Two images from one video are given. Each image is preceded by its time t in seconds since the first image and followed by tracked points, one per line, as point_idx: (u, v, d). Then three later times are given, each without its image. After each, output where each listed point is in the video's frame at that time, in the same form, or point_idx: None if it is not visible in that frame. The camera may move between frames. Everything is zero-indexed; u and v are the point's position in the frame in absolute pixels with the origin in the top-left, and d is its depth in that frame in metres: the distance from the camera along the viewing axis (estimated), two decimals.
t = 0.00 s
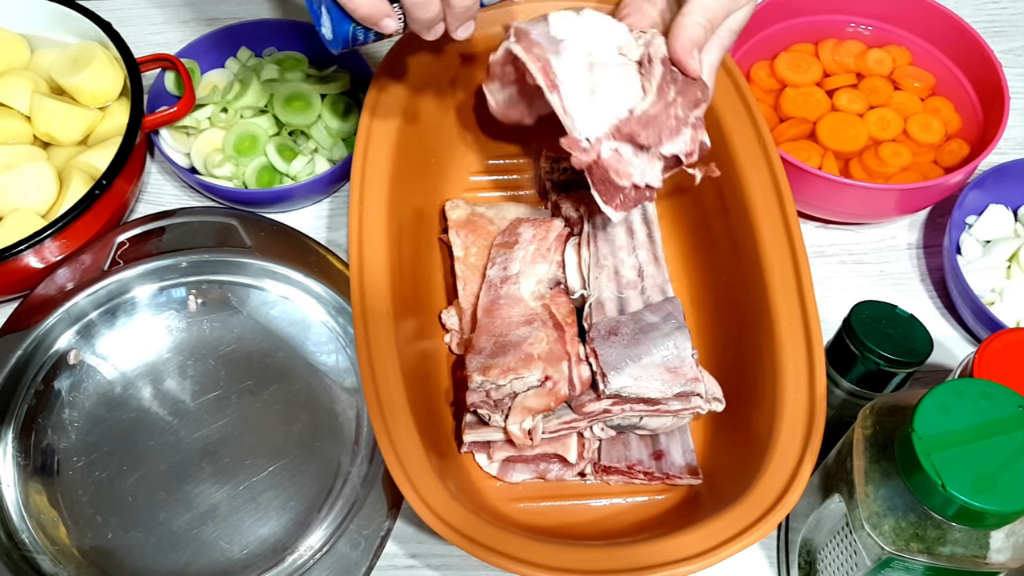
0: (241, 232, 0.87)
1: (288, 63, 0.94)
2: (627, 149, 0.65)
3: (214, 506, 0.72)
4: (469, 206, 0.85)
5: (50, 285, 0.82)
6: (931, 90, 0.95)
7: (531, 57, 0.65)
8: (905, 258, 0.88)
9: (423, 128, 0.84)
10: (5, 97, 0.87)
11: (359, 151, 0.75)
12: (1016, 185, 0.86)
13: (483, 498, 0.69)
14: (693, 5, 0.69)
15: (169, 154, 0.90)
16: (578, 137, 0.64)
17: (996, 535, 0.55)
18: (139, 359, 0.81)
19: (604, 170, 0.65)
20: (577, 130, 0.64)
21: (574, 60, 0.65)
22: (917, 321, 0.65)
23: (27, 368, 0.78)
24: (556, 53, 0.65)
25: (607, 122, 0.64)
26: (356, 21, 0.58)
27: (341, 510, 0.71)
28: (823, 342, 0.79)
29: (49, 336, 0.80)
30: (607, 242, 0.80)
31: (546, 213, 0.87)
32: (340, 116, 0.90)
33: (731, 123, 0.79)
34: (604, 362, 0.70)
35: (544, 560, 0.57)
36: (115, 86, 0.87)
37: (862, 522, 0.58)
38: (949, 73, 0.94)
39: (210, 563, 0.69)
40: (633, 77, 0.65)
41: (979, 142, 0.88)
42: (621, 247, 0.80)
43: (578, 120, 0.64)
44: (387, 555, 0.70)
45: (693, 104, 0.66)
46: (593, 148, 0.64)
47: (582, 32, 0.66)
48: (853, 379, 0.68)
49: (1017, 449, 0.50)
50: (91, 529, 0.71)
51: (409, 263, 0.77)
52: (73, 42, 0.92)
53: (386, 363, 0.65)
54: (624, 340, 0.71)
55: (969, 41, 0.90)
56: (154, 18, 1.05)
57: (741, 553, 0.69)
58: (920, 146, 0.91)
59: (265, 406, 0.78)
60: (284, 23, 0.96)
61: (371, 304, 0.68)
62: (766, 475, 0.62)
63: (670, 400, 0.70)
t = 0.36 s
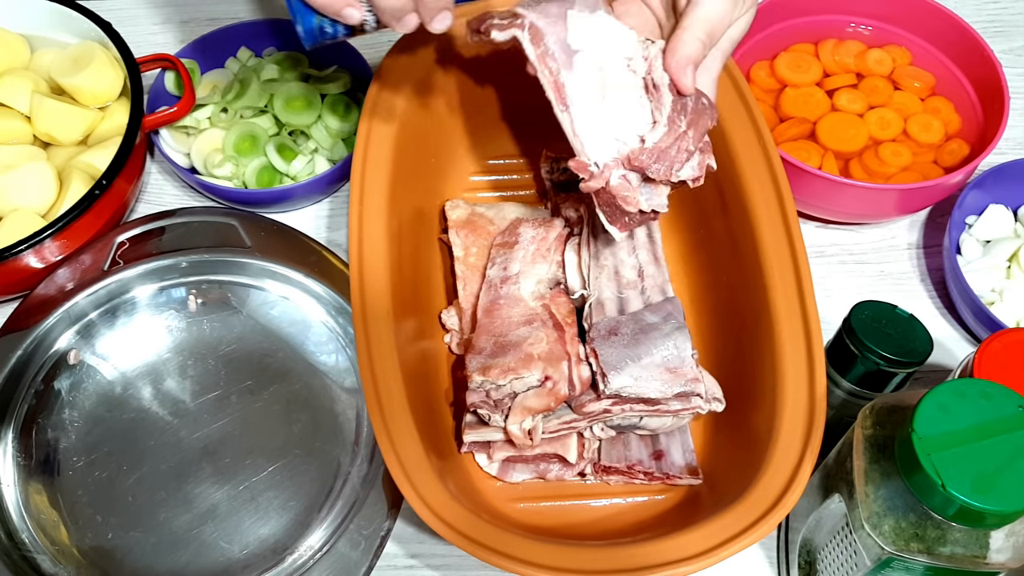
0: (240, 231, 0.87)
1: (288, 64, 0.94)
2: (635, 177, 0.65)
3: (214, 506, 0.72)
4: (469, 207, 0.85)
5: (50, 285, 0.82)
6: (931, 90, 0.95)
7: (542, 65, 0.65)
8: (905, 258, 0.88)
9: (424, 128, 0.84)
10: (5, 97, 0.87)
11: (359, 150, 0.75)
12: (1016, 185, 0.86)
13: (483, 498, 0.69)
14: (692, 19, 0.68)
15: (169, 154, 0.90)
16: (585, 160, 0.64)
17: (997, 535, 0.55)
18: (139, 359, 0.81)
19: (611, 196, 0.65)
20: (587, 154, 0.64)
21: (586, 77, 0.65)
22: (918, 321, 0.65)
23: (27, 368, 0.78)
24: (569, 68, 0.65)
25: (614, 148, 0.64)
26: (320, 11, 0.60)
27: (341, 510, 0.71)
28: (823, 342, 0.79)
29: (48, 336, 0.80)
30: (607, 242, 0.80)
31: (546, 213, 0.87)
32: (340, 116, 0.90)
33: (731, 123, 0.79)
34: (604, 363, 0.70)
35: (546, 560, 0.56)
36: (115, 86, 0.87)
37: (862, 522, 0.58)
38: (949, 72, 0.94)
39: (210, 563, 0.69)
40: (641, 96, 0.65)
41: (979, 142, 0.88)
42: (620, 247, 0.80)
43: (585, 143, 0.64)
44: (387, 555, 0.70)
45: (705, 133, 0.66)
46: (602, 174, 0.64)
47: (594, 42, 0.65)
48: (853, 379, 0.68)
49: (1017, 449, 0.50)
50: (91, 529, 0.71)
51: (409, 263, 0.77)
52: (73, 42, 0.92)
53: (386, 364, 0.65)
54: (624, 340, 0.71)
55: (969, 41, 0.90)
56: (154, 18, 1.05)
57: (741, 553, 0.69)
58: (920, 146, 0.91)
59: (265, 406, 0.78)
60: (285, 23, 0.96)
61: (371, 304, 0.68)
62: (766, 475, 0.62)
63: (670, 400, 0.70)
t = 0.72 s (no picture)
0: (240, 231, 0.87)
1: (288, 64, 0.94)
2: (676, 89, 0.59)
3: (214, 506, 0.72)
4: (469, 206, 0.85)
5: (50, 285, 0.82)
6: (931, 91, 0.95)
7: None
8: (905, 258, 0.88)
9: (424, 129, 0.84)
10: (5, 97, 0.87)
11: (358, 151, 0.75)
12: (1016, 186, 0.86)
13: (483, 498, 0.69)
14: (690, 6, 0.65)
15: (169, 154, 0.90)
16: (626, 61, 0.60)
17: (997, 536, 0.55)
18: (139, 359, 0.81)
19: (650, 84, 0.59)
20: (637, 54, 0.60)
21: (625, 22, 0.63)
22: (917, 321, 0.65)
23: (27, 368, 0.78)
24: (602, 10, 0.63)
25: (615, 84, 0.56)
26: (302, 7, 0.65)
27: (341, 510, 0.71)
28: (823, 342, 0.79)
29: (48, 336, 0.80)
30: (607, 242, 0.80)
31: (546, 213, 0.87)
32: (339, 116, 0.90)
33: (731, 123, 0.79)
34: (604, 362, 0.70)
35: (547, 561, 0.56)
36: (115, 86, 0.87)
37: (861, 522, 0.58)
38: (949, 73, 0.94)
39: (209, 563, 0.69)
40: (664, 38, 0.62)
41: (979, 142, 0.88)
42: (621, 247, 0.80)
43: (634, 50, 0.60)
44: (387, 555, 0.70)
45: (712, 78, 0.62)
46: None
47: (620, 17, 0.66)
48: (853, 379, 0.68)
49: (1017, 449, 0.50)
50: (90, 530, 0.71)
51: (409, 263, 0.77)
52: (73, 43, 0.92)
53: (386, 363, 0.65)
54: (625, 339, 0.71)
55: (970, 41, 0.90)
56: (154, 18, 1.05)
57: (741, 553, 0.69)
58: (920, 146, 0.91)
59: (265, 405, 0.78)
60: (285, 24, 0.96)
61: (371, 304, 0.68)
62: (766, 475, 0.62)
63: (670, 400, 0.70)
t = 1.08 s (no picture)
0: (241, 232, 0.87)
1: (288, 64, 0.94)
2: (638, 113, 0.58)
3: (214, 506, 0.72)
4: (469, 206, 0.85)
5: (50, 285, 0.82)
6: (931, 91, 0.95)
7: None
8: (905, 258, 0.88)
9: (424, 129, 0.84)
10: (5, 97, 0.87)
11: (359, 152, 0.75)
12: (1016, 186, 0.86)
13: (483, 498, 0.69)
14: None
15: (170, 154, 0.90)
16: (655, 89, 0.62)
17: (997, 536, 0.55)
18: (139, 359, 0.81)
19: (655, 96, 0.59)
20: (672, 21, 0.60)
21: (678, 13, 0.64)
22: (917, 321, 0.65)
23: (27, 368, 0.78)
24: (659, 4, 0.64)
25: (672, 108, 0.52)
26: None
27: (341, 510, 0.71)
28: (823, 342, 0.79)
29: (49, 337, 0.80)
30: (607, 242, 0.80)
31: (546, 213, 0.87)
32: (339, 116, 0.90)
33: (732, 123, 0.79)
34: (604, 363, 0.70)
35: (546, 561, 0.56)
36: (115, 86, 0.87)
37: (861, 523, 0.58)
38: (949, 73, 0.94)
39: (209, 564, 0.69)
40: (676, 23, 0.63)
41: (979, 142, 0.88)
42: (621, 247, 0.80)
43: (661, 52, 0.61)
44: (387, 555, 0.70)
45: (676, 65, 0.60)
46: None
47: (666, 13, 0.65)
48: (853, 379, 0.68)
49: (1017, 449, 0.50)
50: (90, 530, 0.71)
51: (409, 262, 0.77)
52: (73, 43, 0.92)
53: (386, 364, 0.65)
54: (624, 339, 0.71)
55: (969, 41, 0.90)
56: (154, 18, 1.05)
57: (741, 553, 0.69)
58: (920, 146, 0.91)
59: (265, 405, 0.78)
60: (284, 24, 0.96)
61: (371, 305, 0.68)
62: (766, 475, 0.62)
63: (670, 401, 0.70)
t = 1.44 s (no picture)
0: (241, 232, 0.87)
1: (288, 64, 0.94)
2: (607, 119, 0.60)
3: (214, 506, 0.72)
4: (469, 207, 0.85)
5: (50, 285, 0.82)
6: (930, 90, 0.95)
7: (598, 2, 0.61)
8: (905, 258, 0.88)
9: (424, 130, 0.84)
10: (5, 97, 0.87)
11: (358, 152, 0.75)
12: (1016, 186, 0.86)
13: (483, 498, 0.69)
14: None
15: (169, 154, 0.89)
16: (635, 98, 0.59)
17: (997, 535, 0.55)
18: (138, 359, 0.81)
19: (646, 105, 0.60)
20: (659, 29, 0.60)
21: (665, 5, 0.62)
22: (918, 321, 0.65)
23: (27, 368, 0.78)
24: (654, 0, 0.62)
25: (667, 128, 0.56)
26: None
27: (341, 510, 0.71)
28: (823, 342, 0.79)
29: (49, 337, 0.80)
30: (607, 242, 0.80)
31: (546, 213, 0.87)
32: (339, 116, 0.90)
33: (731, 123, 0.79)
34: (604, 363, 0.70)
35: (546, 560, 0.56)
36: (115, 85, 0.87)
37: (862, 522, 0.58)
38: (949, 73, 0.94)
39: (209, 564, 0.69)
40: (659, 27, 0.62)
41: (979, 142, 0.88)
42: (621, 247, 0.80)
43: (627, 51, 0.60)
44: (387, 555, 0.70)
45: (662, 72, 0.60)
46: None
47: None
48: (853, 379, 0.68)
49: (1017, 449, 0.50)
50: (90, 529, 0.71)
51: (409, 262, 0.77)
52: (73, 43, 0.92)
53: (386, 364, 0.65)
54: (624, 340, 0.71)
55: (969, 41, 0.90)
56: (154, 18, 1.05)
57: (741, 553, 0.69)
58: (919, 146, 0.91)
59: (265, 406, 0.78)
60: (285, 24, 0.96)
61: (371, 305, 0.68)
62: (766, 475, 0.62)
63: (670, 401, 0.70)
